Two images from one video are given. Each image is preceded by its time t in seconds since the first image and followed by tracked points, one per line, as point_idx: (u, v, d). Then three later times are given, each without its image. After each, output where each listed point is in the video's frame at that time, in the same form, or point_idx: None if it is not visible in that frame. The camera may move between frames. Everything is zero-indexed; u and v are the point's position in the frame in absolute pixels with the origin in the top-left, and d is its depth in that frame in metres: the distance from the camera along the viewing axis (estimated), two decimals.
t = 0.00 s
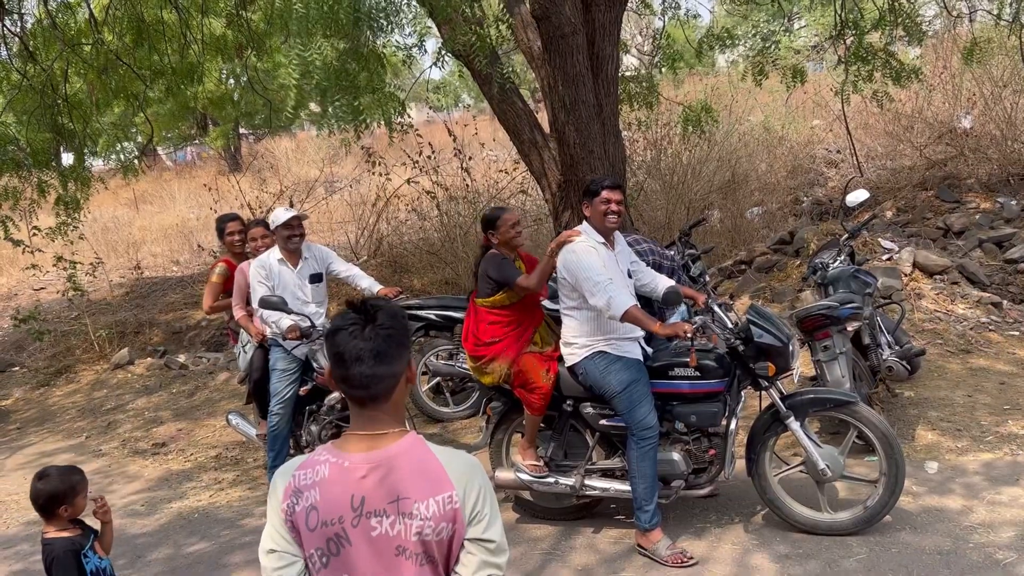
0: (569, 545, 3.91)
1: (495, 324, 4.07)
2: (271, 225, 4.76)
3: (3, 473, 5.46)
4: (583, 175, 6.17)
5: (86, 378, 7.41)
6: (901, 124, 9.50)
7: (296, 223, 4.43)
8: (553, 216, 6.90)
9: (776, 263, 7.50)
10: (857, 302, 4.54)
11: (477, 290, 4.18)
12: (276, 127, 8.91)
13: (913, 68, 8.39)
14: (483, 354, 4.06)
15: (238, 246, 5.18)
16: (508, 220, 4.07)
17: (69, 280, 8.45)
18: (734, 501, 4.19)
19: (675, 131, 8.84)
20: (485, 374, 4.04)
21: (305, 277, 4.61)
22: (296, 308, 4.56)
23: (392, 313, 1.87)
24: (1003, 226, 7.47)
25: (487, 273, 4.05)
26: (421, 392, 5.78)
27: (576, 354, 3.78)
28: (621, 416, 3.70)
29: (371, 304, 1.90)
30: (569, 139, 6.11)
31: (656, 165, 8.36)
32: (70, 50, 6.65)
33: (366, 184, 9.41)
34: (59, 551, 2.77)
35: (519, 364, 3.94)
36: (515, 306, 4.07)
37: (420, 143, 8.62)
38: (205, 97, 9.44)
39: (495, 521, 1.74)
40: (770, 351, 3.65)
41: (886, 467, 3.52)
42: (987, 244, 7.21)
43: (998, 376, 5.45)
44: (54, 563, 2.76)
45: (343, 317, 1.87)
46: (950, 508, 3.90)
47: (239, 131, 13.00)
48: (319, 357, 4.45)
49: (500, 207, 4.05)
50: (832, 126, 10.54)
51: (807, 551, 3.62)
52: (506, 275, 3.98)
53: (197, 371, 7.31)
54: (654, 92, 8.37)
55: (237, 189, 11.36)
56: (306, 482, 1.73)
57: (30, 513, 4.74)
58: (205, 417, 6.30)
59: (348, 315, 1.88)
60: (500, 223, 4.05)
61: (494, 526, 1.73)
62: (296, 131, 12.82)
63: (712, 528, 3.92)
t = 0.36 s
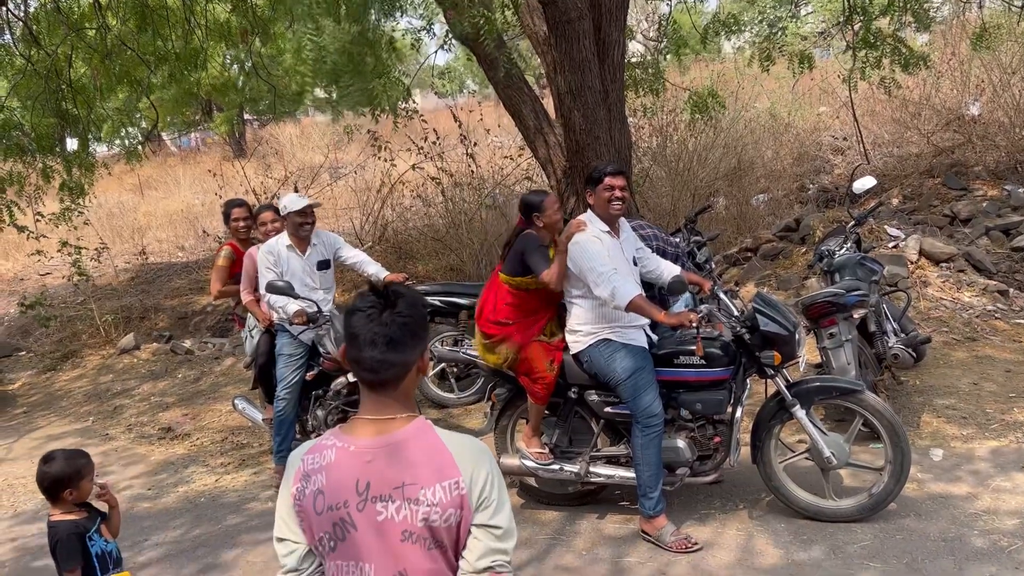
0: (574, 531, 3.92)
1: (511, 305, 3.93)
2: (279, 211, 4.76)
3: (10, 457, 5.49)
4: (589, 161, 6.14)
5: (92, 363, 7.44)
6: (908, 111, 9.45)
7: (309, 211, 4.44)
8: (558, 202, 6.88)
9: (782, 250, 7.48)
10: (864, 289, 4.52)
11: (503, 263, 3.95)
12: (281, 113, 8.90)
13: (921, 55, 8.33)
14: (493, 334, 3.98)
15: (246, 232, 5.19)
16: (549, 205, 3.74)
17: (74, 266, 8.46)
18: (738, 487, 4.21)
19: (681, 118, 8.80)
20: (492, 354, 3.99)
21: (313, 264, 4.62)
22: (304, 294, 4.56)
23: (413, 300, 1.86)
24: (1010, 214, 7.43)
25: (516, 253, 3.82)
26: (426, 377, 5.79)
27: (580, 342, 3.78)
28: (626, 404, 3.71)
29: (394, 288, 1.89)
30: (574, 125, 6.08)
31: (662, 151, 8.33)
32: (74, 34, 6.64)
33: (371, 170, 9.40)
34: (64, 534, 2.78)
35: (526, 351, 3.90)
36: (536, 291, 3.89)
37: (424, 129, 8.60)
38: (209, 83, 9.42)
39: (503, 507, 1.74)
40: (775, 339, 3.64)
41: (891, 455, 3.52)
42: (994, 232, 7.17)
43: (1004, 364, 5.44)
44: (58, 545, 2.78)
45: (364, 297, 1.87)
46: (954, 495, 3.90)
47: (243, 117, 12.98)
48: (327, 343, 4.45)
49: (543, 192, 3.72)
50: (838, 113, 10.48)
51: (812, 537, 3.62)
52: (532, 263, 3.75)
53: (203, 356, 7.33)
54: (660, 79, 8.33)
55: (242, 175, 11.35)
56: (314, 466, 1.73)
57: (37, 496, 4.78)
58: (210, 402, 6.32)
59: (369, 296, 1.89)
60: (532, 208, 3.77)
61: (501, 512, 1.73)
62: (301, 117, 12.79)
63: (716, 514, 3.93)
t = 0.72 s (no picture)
0: (581, 514, 3.93)
1: (514, 291, 3.90)
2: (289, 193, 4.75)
3: (19, 438, 5.53)
4: (597, 145, 6.11)
5: (99, 346, 7.47)
6: (918, 95, 9.38)
7: (320, 196, 4.43)
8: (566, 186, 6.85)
9: (789, 236, 7.45)
10: (873, 274, 4.50)
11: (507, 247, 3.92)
12: (287, 97, 8.87)
13: (932, 39, 8.25)
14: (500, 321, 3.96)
15: (255, 215, 5.19)
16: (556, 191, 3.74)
17: (81, 249, 8.48)
18: (745, 471, 4.21)
19: (689, 102, 8.75)
20: (501, 341, 4.00)
21: (322, 247, 4.61)
22: (313, 278, 4.57)
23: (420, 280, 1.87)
24: (1020, 200, 7.38)
25: (519, 239, 3.80)
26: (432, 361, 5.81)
27: (588, 326, 3.77)
28: (633, 388, 3.71)
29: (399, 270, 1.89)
30: (582, 108, 6.04)
31: (670, 135, 8.29)
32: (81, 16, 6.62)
33: (377, 153, 9.37)
34: (72, 513, 2.79)
35: (534, 335, 3.90)
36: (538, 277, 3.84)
37: (431, 112, 8.56)
38: (216, 67, 9.39)
39: (513, 489, 1.72)
40: (784, 324, 3.62)
41: (900, 440, 3.51)
42: (1004, 217, 7.13)
43: (1013, 350, 5.42)
44: (65, 525, 2.78)
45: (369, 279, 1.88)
46: (962, 480, 3.90)
47: (249, 101, 12.95)
48: (335, 326, 4.46)
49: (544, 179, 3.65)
50: (848, 98, 10.41)
51: (819, 521, 3.63)
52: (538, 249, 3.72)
53: (210, 339, 7.35)
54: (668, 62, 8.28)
55: (248, 159, 11.34)
56: (326, 446, 1.74)
57: (46, 477, 4.81)
58: (217, 384, 6.34)
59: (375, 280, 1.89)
60: (536, 196, 3.74)
61: (511, 494, 1.71)
62: (307, 102, 12.76)
63: (723, 498, 3.94)
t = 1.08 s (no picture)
0: (586, 501, 3.94)
1: (509, 286, 3.97)
2: (296, 179, 4.74)
3: (26, 422, 5.55)
4: (604, 131, 6.07)
5: (106, 331, 7.49)
6: (927, 82, 9.32)
7: (326, 180, 4.42)
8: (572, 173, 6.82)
9: (797, 223, 7.41)
10: (881, 261, 4.48)
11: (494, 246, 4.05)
12: (292, 82, 8.85)
13: (943, 25, 8.16)
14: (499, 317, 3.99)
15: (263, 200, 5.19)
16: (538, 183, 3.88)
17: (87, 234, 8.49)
18: (750, 459, 4.22)
19: (697, 88, 8.69)
20: (504, 336, 4.02)
21: (329, 233, 4.61)
22: (320, 264, 4.56)
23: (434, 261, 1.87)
24: None
25: (506, 232, 3.93)
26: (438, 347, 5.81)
27: (592, 314, 3.76)
28: (637, 376, 3.70)
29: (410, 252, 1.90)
30: (589, 94, 6.01)
31: (677, 122, 8.25)
32: None
33: (383, 139, 9.34)
34: (76, 497, 2.79)
35: (536, 326, 3.92)
36: (529, 267, 3.98)
37: (437, 98, 8.53)
38: (222, 52, 9.37)
39: (525, 469, 1.73)
40: (789, 313, 3.60)
41: (905, 428, 3.50)
42: (1013, 206, 7.08)
43: (1020, 339, 5.40)
44: (71, 508, 2.78)
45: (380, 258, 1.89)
46: (968, 468, 3.89)
47: (254, 86, 12.91)
48: (341, 312, 4.45)
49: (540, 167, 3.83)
50: (857, 85, 10.33)
51: (824, 509, 3.62)
52: (527, 236, 3.86)
53: (216, 325, 7.36)
54: (676, 48, 8.23)
55: (253, 145, 11.32)
56: (333, 433, 1.74)
57: (54, 461, 4.83)
58: (223, 370, 6.36)
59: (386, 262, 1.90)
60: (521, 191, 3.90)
61: (523, 474, 1.73)
62: (313, 88, 12.72)
63: (728, 485, 3.94)
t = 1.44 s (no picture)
0: (590, 491, 3.94)
1: (513, 280, 4.01)
2: (301, 168, 4.74)
3: (34, 409, 5.58)
4: (611, 120, 6.05)
5: (114, 319, 7.53)
6: (937, 73, 9.27)
7: (326, 168, 4.41)
8: (578, 163, 6.81)
9: (804, 214, 7.39)
10: (889, 253, 4.46)
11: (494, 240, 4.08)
12: (299, 71, 8.85)
13: (954, 15, 8.07)
14: (506, 311, 4.04)
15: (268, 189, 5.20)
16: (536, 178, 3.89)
17: (95, 222, 8.52)
18: (755, 450, 4.22)
19: (704, 78, 8.66)
20: (511, 329, 4.05)
21: (335, 223, 4.61)
22: (326, 254, 4.57)
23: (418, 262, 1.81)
24: None
25: (504, 225, 3.95)
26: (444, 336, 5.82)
27: (599, 305, 3.76)
28: (643, 367, 3.70)
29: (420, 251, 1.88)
30: (595, 84, 5.99)
31: (684, 112, 8.22)
32: None
33: (389, 128, 9.33)
34: (81, 484, 2.81)
35: (541, 318, 3.93)
36: (532, 260, 3.99)
37: (443, 88, 8.51)
38: (229, 41, 9.37)
39: (428, 488, 1.55)
40: (796, 304, 3.59)
41: (912, 420, 3.50)
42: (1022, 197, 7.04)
43: None
44: (77, 495, 2.80)
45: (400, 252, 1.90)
46: (974, 460, 3.89)
47: (261, 75, 12.90)
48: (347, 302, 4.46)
49: (535, 158, 3.84)
50: (866, 75, 10.27)
51: (829, 501, 3.63)
52: (526, 229, 3.88)
53: (223, 313, 7.39)
54: (684, 38, 8.19)
55: (259, 133, 11.32)
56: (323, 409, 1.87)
57: (61, 448, 4.86)
58: (229, 358, 6.38)
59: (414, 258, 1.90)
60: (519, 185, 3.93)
61: (424, 493, 1.54)
62: (319, 77, 12.71)
63: (733, 477, 3.95)
